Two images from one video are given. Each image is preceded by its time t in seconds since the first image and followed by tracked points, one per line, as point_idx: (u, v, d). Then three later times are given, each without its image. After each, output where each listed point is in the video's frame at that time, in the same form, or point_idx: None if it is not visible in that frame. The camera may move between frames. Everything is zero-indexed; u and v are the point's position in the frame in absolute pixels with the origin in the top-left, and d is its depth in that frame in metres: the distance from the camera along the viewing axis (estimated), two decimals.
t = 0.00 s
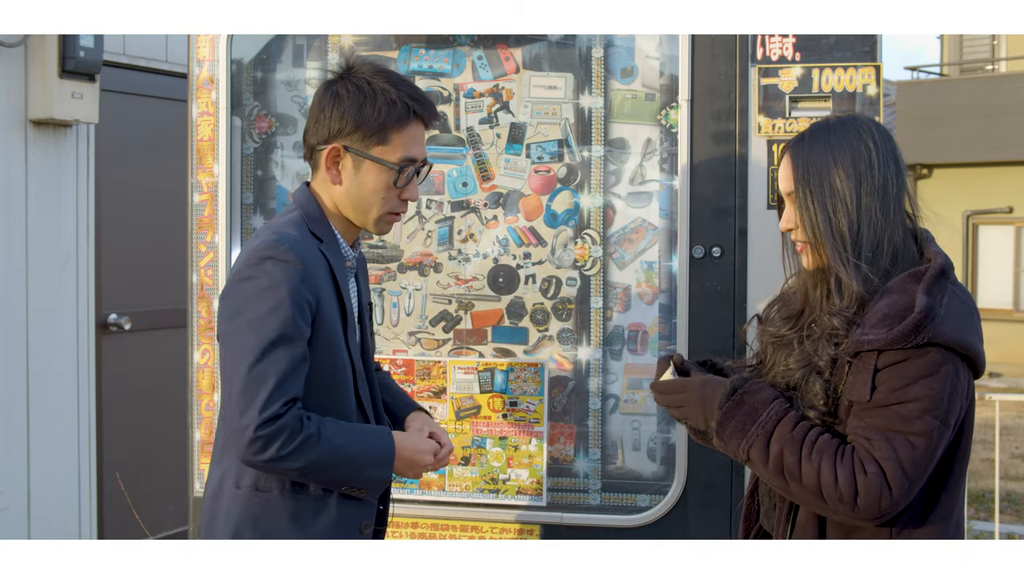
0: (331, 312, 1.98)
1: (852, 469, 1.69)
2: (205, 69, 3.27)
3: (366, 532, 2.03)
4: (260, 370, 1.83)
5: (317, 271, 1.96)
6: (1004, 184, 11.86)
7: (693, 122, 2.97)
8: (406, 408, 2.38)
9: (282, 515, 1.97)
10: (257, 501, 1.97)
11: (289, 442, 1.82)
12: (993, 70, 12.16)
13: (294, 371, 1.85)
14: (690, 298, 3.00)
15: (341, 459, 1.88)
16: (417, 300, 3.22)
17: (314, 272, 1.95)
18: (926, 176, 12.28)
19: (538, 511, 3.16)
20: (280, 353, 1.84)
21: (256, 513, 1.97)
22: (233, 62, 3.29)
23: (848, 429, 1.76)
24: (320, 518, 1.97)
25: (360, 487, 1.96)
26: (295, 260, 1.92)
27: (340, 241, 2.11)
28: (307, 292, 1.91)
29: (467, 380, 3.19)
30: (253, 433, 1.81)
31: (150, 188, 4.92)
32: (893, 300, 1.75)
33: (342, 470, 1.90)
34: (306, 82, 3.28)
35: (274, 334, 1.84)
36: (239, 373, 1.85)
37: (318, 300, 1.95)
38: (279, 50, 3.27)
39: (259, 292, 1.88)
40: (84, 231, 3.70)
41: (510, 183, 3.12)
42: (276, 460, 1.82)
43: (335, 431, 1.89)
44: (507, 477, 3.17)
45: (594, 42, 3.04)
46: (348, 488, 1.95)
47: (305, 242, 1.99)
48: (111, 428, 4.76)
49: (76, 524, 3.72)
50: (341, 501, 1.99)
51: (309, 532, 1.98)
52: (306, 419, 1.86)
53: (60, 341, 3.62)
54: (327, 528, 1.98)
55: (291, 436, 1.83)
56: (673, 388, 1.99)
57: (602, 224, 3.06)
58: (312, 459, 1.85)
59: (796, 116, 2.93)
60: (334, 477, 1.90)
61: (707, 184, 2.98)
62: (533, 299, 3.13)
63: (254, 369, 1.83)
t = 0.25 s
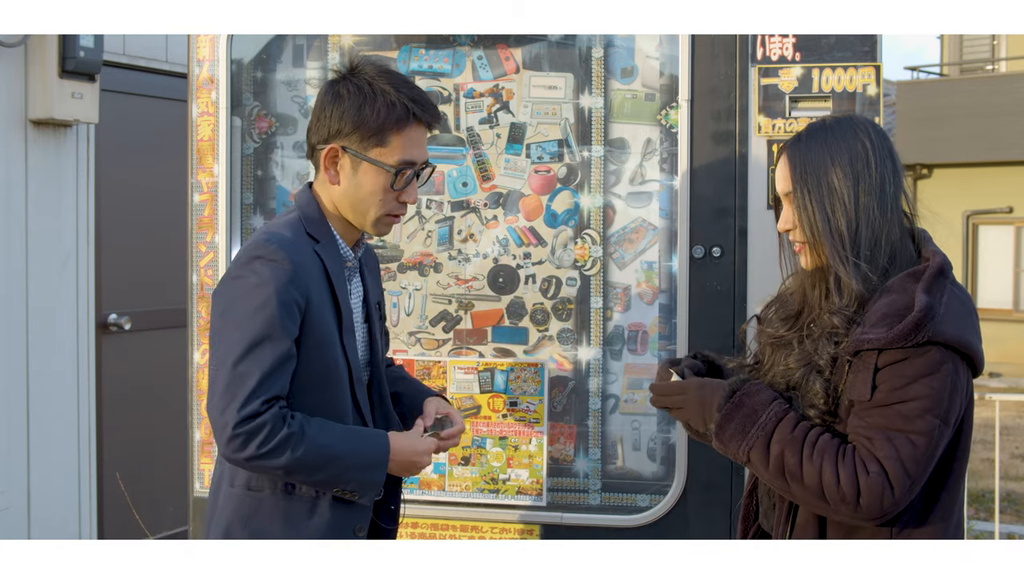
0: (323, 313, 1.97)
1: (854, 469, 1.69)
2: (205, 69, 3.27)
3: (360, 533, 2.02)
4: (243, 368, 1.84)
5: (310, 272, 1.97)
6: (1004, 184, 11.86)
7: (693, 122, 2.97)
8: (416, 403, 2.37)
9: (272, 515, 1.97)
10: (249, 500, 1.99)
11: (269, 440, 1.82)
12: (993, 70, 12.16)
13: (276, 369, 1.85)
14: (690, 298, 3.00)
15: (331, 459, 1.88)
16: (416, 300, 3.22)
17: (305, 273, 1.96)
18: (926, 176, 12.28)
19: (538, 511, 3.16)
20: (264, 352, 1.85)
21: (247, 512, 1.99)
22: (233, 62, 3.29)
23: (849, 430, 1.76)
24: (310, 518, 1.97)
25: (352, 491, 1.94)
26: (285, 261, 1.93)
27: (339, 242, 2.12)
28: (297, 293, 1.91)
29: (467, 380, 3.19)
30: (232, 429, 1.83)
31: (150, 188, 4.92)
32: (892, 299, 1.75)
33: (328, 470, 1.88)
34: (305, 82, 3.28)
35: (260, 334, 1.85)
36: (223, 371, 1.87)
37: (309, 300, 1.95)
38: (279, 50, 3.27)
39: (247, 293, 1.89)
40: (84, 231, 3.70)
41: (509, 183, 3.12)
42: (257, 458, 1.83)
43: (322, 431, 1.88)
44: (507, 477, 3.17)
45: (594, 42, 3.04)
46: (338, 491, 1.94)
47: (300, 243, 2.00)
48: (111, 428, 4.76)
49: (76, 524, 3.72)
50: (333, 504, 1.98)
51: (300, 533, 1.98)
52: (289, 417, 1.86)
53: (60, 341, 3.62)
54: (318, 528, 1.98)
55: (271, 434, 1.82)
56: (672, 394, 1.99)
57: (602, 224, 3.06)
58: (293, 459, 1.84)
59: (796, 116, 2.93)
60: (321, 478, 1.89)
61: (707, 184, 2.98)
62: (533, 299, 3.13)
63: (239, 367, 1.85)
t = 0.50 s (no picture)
0: (324, 313, 1.97)
1: (858, 470, 1.69)
2: (205, 69, 3.28)
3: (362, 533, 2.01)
4: (239, 366, 1.85)
5: (312, 271, 1.97)
6: (1004, 184, 11.86)
7: (693, 122, 2.97)
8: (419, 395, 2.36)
9: (274, 514, 1.98)
10: (251, 500, 1.99)
11: (264, 436, 1.82)
12: (993, 70, 12.16)
13: (273, 367, 1.85)
14: (690, 297, 3.00)
15: (330, 455, 1.87)
16: (416, 300, 3.22)
17: (307, 272, 1.96)
18: (926, 176, 12.28)
19: (538, 511, 3.16)
20: (261, 351, 1.85)
21: (249, 512, 1.99)
22: (233, 62, 3.29)
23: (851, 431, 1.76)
24: (312, 518, 1.97)
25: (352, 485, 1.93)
26: (286, 259, 1.92)
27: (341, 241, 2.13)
28: (298, 293, 1.91)
29: (467, 380, 3.19)
30: (227, 425, 1.83)
31: (150, 188, 4.92)
32: (892, 300, 1.75)
33: (325, 463, 1.88)
34: (306, 82, 3.28)
35: (257, 332, 1.85)
36: (218, 368, 1.87)
37: (309, 300, 1.95)
38: (279, 50, 3.27)
39: (246, 291, 1.89)
40: (84, 231, 3.70)
41: (509, 183, 3.12)
42: (252, 453, 1.83)
43: (319, 427, 1.88)
44: (507, 477, 3.17)
45: (594, 42, 3.04)
46: (338, 485, 1.93)
47: (303, 243, 2.00)
48: (111, 428, 4.76)
49: (76, 524, 3.72)
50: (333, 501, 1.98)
51: (302, 533, 1.99)
52: (284, 412, 1.85)
53: (60, 341, 3.62)
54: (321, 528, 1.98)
55: (266, 429, 1.82)
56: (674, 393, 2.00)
57: (602, 224, 3.06)
58: (288, 453, 1.83)
59: (796, 116, 2.93)
60: (317, 472, 1.88)
61: (707, 185, 2.98)
62: (533, 299, 3.13)
63: (235, 365, 1.85)
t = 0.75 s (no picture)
0: (330, 310, 1.97)
1: (860, 471, 1.69)
2: (205, 69, 3.27)
3: (371, 529, 2.02)
4: (247, 362, 1.85)
5: (318, 269, 1.97)
6: (1004, 183, 11.86)
7: (693, 122, 2.97)
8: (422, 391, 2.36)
9: (284, 513, 1.98)
10: (260, 499, 1.99)
11: (272, 430, 1.82)
12: (993, 70, 12.16)
13: (282, 363, 1.85)
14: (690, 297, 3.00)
15: (338, 449, 1.88)
16: (417, 300, 3.22)
17: (313, 270, 1.96)
18: (926, 176, 12.28)
19: (538, 511, 3.16)
20: (269, 347, 1.85)
21: (258, 511, 1.99)
22: (233, 62, 3.29)
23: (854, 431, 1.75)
24: (321, 515, 1.97)
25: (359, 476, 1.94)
26: (291, 257, 1.92)
27: (345, 237, 2.13)
28: (305, 290, 1.91)
29: (467, 380, 3.19)
30: (236, 421, 1.83)
31: (150, 188, 4.92)
32: (895, 300, 1.75)
33: (331, 454, 1.88)
34: (306, 82, 3.28)
35: (265, 329, 1.85)
36: (225, 364, 1.87)
37: (315, 299, 1.95)
38: (279, 50, 3.27)
39: (252, 288, 1.89)
40: (84, 231, 3.70)
41: (509, 183, 3.12)
42: (261, 447, 1.83)
43: (325, 419, 1.88)
44: (507, 477, 3.17)
45: (594, 42, 3.04)
46: (346, 475, 1.94)
47: (308, 241, 2.00)
48: (110, 428, 4.76)
49: (76, 524, 3.72)
50: (342, 497, 1.98)
51: (311, 532, 1.99)
52: (290, 405, 1.85)
53: (60, 341, 3.62)
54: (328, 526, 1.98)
55: (275, 423, 1.82)
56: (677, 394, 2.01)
57: (602, 224, 3.06)
58: (297, 446, 1.84)
59: (796, 116, 2.93)
60: (323, 465, 1.88)
61: (707, 185, 2.98)
62: (533, 299, 3.13)
63: (244, 361, 1.85)
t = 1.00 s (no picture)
0: (331, 309, 1.97)
1: (862, 470, 1.69)
2: (205, 69, 3.28)
3: (372, 529, 2.01)
4: (247, 363, 1.85)
5: (319, 268, 1.97)
6: (1004, 183, 11.85)
7: (693, 122, 2.97)
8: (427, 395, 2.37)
9: (284, 513, 1.97)
10: (261, 498, 1.99)
11: (273, 430, 1.82)
12: (993, 70, 12.16)
13: (282, 363, 1.85)
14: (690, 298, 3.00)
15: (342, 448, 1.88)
16: (416, 300, 3.22)
17: (314, 269, 1.96)
18: (926, 176, 12.27)
19: (538, 511, 3.16)
20: (270, 348, 1.85)
21: (258, 511, 1.99)
22: (233, 62, 3.29)
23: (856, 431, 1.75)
24: (322, 514, 1.97)
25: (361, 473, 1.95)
26: (292, 257, 1.93)
27: (346, 237, 2.12)
28: (306, 289, 1.91)
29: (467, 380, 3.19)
30: (237, 422, 1.83)
31: (150, 188, 4.92)
32: (897, 300, 1.75)
33: (331, 452, 1.88)
34: (306, 82, 3.28)
35: (266, 329, 1.85)
36: (226, 365, 1.87)
37: (315, 298, 1.95)
38: (279, 50, 3.27)
39: (252, 289, 1.89)
40: (84, 231, 3.70)
41: (509, 183, 3.12)
42: (262, 447, 1.83)
43: (326, 418, 1.88)
44: (507, 477, 3.17)
45: (594, 42, 3.04)
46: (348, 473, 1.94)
47: (309, 241, 2.00)
48: (110, 428, 4.76)
49: (76, 524, 3.72)
50: (343, 495, 1.98)
51: (311, 532, 1.98)
52: (291, 405, 1.86)
53: (60, 341, 3.62)
54: (329, 526, 1.97)
55: (276, 423, 1.82)
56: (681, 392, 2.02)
57: (602, 224, 3.06)
58: (296, 445, 1.84)
59: (796, 116, 2.93)
60: (325, 462, 1.89)
61: (707, 185, 2.98)
62: (533, 299, 3.13)
63: (244, 362, 1.85)
